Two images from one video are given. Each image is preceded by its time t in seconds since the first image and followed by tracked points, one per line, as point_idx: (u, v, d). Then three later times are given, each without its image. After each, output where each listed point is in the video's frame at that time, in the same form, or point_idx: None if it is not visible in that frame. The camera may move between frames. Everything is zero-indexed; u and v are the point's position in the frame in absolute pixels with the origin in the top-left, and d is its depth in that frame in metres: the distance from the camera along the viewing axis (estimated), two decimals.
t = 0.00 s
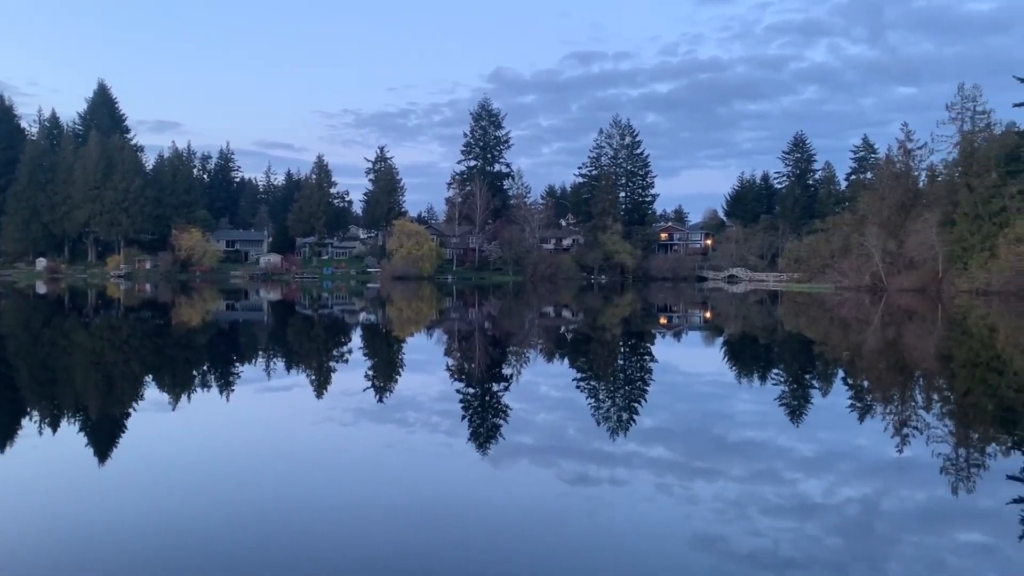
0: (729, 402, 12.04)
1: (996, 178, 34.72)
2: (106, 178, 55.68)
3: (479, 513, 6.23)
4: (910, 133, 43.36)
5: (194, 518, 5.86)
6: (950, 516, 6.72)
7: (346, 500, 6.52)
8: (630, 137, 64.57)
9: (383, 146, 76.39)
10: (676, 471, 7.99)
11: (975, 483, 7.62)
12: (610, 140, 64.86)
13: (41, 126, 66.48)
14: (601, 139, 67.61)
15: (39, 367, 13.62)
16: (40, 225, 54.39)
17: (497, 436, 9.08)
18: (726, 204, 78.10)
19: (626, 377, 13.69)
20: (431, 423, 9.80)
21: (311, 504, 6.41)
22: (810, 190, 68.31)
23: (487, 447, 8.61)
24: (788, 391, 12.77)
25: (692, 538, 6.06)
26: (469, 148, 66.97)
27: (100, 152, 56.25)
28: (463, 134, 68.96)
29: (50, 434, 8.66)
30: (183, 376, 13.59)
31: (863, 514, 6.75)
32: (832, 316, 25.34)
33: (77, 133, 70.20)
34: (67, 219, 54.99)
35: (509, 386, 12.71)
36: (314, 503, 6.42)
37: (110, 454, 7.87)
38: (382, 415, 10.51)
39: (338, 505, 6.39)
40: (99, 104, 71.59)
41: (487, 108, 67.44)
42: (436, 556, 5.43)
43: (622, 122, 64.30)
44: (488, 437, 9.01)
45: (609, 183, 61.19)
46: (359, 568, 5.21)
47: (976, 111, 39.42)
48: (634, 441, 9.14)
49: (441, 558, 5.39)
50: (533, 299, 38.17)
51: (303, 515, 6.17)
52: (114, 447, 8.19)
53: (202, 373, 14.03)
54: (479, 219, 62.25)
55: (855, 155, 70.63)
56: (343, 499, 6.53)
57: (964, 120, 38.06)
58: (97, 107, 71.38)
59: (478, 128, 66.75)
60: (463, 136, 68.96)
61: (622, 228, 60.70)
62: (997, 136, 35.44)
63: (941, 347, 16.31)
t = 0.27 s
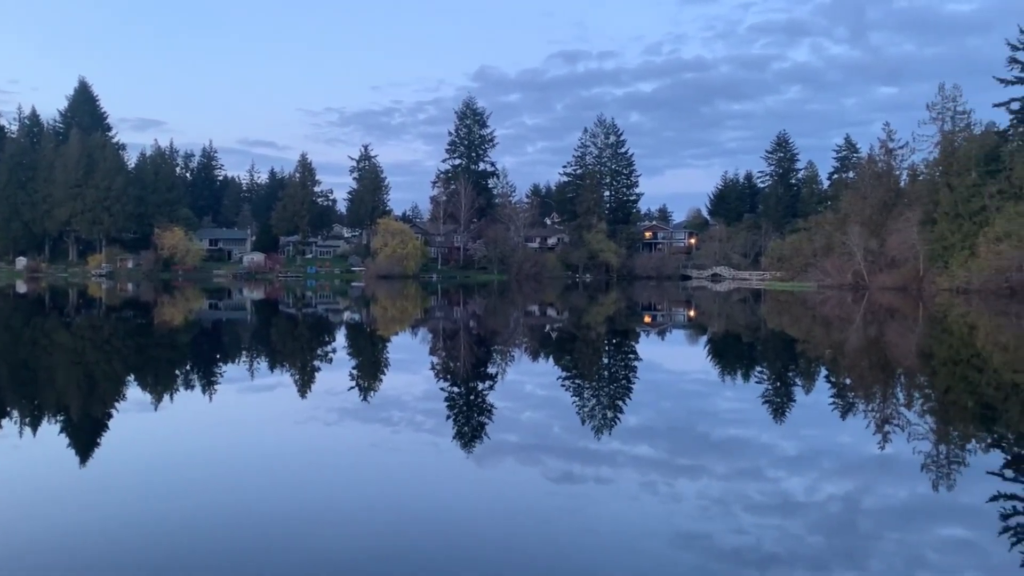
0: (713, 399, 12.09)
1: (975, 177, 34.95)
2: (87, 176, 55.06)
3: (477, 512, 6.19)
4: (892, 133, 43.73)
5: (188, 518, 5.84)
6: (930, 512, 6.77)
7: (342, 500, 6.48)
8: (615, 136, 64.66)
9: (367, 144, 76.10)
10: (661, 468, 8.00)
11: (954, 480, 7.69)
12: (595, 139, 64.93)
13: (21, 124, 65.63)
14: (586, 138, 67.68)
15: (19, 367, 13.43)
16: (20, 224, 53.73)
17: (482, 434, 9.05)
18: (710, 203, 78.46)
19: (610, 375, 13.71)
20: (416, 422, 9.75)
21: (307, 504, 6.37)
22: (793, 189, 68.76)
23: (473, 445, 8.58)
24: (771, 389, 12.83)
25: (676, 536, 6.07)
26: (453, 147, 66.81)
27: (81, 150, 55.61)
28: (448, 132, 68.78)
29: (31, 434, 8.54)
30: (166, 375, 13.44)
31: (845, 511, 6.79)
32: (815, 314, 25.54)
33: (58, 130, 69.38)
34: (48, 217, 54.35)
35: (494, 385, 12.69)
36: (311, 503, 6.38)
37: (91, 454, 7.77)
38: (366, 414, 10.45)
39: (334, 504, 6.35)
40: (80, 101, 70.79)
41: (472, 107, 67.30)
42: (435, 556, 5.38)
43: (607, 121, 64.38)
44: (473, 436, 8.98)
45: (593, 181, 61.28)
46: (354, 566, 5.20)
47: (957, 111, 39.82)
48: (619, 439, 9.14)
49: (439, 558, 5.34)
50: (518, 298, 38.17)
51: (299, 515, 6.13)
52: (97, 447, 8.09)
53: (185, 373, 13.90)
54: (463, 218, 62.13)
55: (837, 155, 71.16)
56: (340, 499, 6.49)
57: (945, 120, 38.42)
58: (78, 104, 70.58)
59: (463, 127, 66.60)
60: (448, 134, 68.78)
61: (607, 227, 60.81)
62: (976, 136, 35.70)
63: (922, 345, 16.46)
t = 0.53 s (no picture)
0: (697, 398, 12.13)
1: (955, 177, 35.35)
2: (67, 175, 54.40)
3: (474, 512, 6.16)
4: (873, 133, 44.16)
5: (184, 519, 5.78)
6: (912, 508, 6.82)
7: (335, 499, 6.44)
8: (599, 135, 64.74)
9: (350, 143, 75.79)
10: (645, 466, 8.02)
11: (935, 477, 7.75)
12: (579, 138, 64.99)
13: None
14: (569, 137, 67.74)
15: None
16: None
17: (466, 434, 9.02)
18: (693, 203, 78.84)
19: (594, 374, 13.72)
20: (400, 422, 9.71)
21: (301, 504, 6.33)
22: (775, 189, 69.22)
23: (457, 445, 8.55)
24: (754, 387, 12.91)
25: (659, 534, 6.07)
26: (437, 145, 66.64)
27: (61, 149, 54.94)
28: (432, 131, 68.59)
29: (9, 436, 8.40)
30: (147, 376, 13.28)
31: (827, 508, 6.83)
32: (798, 313, 25.69)
33: (37, 128, 68.50)
34: (27, 216, 53.66)
35: (478, 384, 12.65)
36: (304, 503, 6.34)
37: (72, 454, 7.67)
38: (350, 414, 10.38)
39: (327, 504, 6.31)
40: (59, 99, 69.94)
41: (456, 106, 67.14)
42: (430, 557, 5.34)
43: (590, 121, 64.45)
44: (457, 435, 8.95)
45: (577, 181, 61.33)
46: (356, 565, 5.18)
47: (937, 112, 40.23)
48: (603, 438, 9.14)
49: (435, 559, 5.31)
50: (502, 296, 38.23)
51: (292, 515, 6.08)
52: (77, 448, 7.98)
53: (167, 373, 13.74)
54: (447, 217, 61.99)
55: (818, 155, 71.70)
56: (333, 499, 6.45)
57: (925, 120, 38.91)
58: (57, 102, 69.73)
59: (447, 126, 66.44)
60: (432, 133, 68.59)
61: (591, 226, 60.91)
62: (956, 136, 36.22)
63: (902, 343, 16.60)
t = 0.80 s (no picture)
0: (680, 396, 12.17)
1: (934, 176, 35.70)
2: (45, 174, 53.67)
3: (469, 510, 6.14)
4: (853, 132, 44.54)
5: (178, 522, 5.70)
6: (892, 505, 6.88)
7: (328, 499, 6.40)
8: (582, 134, 64.82)
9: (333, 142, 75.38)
10: (628, 464, 8.03)
11: (914, 472, 7.83)
12: (561, 137, 65.03)
13: None
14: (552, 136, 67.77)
15: None
16: None
17: (450, 433, 8.98)
18: (676, 201, 79.17)
19: (578, 373, 13.72)
20: (384, 421, 9.66)
21: (294, 504, 6.27)
22: (756, 187, 69.64)
23: (441, 444, 8.52)
24: (736, 384, 12.96)
25: (642, 531, 6.08)
26: (420, 144, 66.42)
27: (38, 148, 54.18)
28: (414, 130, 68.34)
29: None
30: (127, 377, 13.11)
31: (809, 504, 6.86)
32: (779, 310, 25.83)
33: (13, 127, 67.52)
34: (3, 216, 52.89)
35: (462, 383, 12.60)
36: (296, 503, 6.29)
37: (51, 457, 7.55)
38: (332, 414, 10.31)
39: (321, 504, 6.25)
40: (37, 97, 68.98)
41: (439, 105, 66.95)
42: (426, 556, 5.31)
43: (573, 120, 64.51)
44: (441, 435, 8.91)
45: (561, 180, 61.36)
46: (354, 565, 5.15)
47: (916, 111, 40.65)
48: (587, 436, 9.14)
49: (432, 558, 5.28)
50: (485, 295, 38.21)
51: (284, 515, 6.03)
52: (56, 450, 7.86)
53: (147, 373, 13.58)
54: (431, 216, 61.81)
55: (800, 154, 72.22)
56: (325, 499, 6.40)
57: (905, 119, 39.34)
58: (34, 100, 68.79)
59: (429, 124, 66.24)
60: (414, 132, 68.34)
61: (574, 225, 60.97)
62: (935, 135, 36.75)
63: (882, 341, 16.75)
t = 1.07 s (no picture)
0: (664, 393, 12.21)
1: (914, 175, 36.07)
2: (23, 173, 52.99)
3: (463, 510, 6.10)
4: (834, 131, 44.94)
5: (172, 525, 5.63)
6: (873, 500, 6.93)
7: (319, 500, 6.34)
8: (565, 133, 64.88)
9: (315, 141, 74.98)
10: (613, 462, 8.04)
11: (896, 469, 7.90)
12: (545, 136, 65.08)
13: None
14: (536, 135, 67.78)
15: None
16: None
17: (434, 433, 8.95)
18: (659, 200, 79.47)
19: (562, 372, 13.71)
20: (367, 421, 9.60)
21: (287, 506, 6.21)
22: (738, 186, 70.05)
23: (425, 444, 8.49)
24: (720, 382, 13.02)
25: (627, 528, 6.08)
26: (403, 143, 66.20)
27: (16, 147, 53.44)
28: (397, 129, 68.09)
29: None
30: (108, 377, 12.95)
31: (791, 500, 6.90)
32: (761, 308, 26.01)
33: None
34: None
35: (446, 383, 12.56)
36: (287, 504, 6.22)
37: (30, 459, 7.44)
38: (316, 414, 10.24)
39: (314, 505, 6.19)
40: (15, 96, 68.06)
41: (422, 104, 66.76)
42: (421, 558, 5.26)
43: (557, 119, 64.57)
44: (425, 434, 8.87)
45: (544, 178, 61.37)
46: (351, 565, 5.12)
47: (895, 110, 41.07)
48: (571, 435, 9.14)
49: (426, 559, 5.23)
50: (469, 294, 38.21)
51: (277, 516, 5.97)
52: (35, 452, 7.75)
53: (128, 374, 13.42)
54: (414, 215, 61.61)
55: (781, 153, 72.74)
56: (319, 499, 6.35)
57: (884, 118, 39.76)
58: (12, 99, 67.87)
59: (412, 123, 66.03)
60: (398, 130, 68.10)
61: (558, 224, 61.03)
62: (915, 134, 37.25)
63: (863, 338, 16.89)
